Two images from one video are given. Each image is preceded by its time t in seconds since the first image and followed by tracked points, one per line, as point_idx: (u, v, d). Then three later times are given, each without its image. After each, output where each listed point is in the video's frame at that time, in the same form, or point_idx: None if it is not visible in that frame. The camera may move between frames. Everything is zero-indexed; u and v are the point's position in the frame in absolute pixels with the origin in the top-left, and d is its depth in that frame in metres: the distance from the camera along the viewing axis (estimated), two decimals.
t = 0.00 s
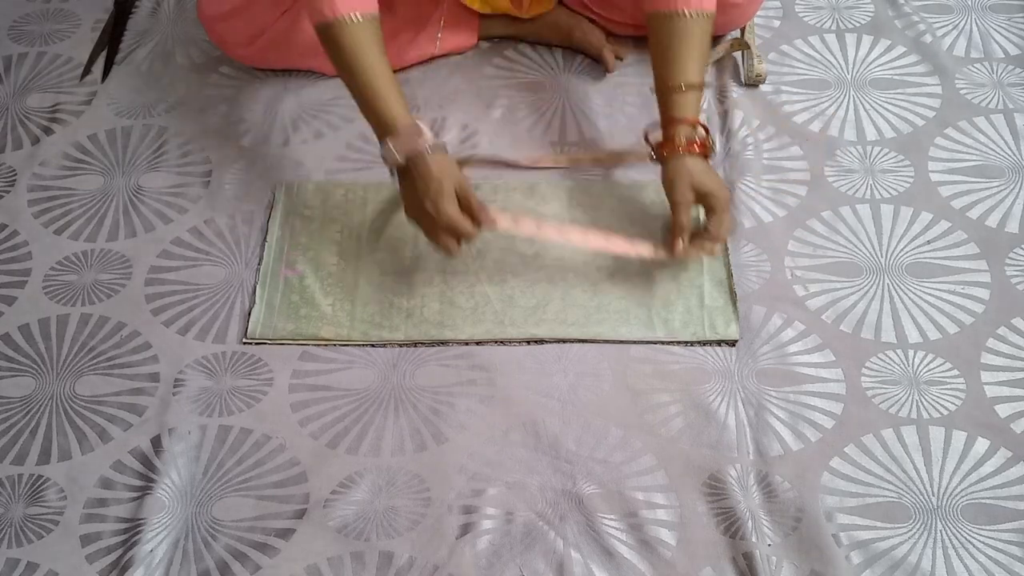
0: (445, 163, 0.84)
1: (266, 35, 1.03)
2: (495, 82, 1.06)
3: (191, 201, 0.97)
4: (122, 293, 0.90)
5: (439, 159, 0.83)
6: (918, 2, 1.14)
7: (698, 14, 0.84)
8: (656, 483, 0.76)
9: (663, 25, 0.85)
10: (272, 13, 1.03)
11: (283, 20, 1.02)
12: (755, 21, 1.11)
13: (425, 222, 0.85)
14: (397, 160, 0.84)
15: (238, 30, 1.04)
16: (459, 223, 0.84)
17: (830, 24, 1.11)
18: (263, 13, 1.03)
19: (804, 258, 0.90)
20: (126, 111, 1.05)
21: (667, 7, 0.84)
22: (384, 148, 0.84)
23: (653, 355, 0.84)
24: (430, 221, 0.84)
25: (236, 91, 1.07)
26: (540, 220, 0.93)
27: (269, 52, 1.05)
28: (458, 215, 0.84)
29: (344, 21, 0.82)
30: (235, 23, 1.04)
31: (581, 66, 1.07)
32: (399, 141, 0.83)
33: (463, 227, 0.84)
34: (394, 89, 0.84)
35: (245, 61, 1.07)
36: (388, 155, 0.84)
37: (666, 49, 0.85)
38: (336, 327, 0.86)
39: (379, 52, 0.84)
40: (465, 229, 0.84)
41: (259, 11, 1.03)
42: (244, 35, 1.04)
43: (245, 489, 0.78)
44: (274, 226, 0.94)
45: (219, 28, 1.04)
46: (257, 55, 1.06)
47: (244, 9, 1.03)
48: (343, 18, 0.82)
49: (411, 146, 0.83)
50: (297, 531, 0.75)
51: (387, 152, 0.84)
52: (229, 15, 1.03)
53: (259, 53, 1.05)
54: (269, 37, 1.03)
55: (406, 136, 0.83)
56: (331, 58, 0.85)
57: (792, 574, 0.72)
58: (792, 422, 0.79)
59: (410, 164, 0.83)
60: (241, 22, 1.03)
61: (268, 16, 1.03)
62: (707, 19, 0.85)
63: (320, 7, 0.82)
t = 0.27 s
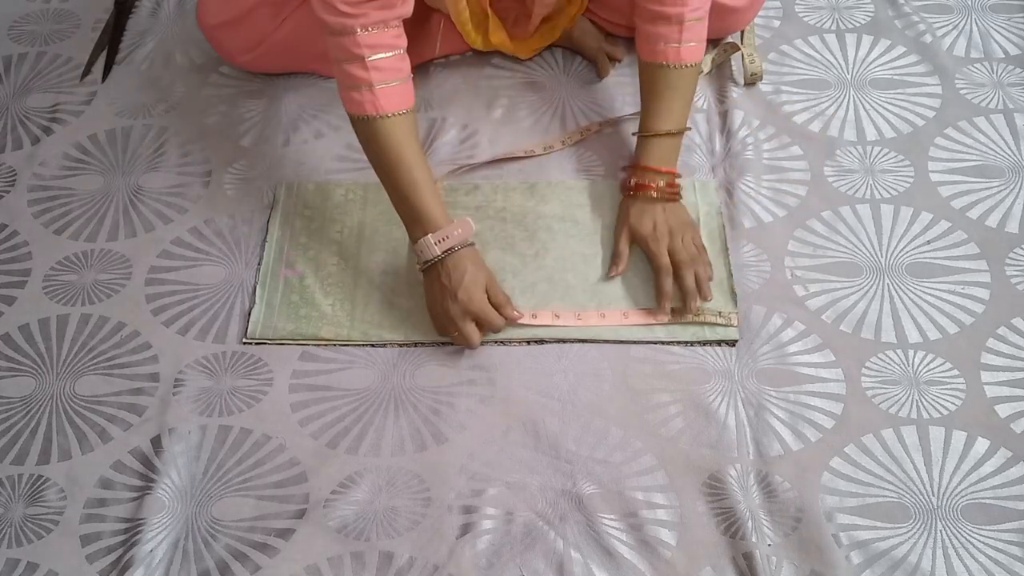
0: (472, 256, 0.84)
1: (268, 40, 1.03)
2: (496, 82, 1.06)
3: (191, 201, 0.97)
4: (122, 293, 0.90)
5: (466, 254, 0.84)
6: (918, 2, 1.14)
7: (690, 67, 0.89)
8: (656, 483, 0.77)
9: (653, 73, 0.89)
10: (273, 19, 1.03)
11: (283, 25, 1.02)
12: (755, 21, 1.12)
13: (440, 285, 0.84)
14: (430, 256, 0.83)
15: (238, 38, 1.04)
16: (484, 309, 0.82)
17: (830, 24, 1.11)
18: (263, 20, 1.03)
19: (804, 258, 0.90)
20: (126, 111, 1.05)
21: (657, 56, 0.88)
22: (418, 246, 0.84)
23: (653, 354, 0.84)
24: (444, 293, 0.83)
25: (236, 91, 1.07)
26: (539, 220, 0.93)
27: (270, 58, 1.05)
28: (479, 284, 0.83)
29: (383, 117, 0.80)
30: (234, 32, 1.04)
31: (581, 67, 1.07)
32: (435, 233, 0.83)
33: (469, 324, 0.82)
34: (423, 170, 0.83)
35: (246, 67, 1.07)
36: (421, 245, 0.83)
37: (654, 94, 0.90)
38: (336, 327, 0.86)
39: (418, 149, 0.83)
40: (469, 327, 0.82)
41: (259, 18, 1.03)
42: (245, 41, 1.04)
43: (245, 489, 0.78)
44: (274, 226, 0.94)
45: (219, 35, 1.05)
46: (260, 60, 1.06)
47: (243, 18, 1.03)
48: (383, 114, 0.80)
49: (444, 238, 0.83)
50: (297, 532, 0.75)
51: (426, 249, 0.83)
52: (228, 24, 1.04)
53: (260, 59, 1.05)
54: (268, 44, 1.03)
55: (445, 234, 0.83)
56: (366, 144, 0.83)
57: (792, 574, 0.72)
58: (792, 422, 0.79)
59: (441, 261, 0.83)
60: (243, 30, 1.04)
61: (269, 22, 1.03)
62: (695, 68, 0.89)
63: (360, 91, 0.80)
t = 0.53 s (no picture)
0: (468, 266, 0.83)
1: (268, 40, 1.03)
2: (496, 82, 1.06)
3: (191, 201, 0.97)
4: (122, 294, 0.90)
5: (462, 264, 0.83)
6: (918, 2, 1.14)
7: (689, 79, 0.86)
8: (656, 483, 0.76)
9: (651, 88, 0.87)
10: (273, 18, 1.03)
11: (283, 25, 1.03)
12: (755, 21, 1.12)
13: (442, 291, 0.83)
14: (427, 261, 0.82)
15: (237, 38, 1.04)
16: (479, 316, 0.82)
17: (830, 24, 1.11)
18: (263, 20, 1.03)
19: (804, 258, 0.90)
20: (126, 111, 1.05)
21: (654, 71, 0.85)
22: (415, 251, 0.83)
23: (653, 354, 0.84)
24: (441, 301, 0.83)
25: (236, 91, 1.07)
26: (539, 220, 0.93)
27: (270, 57, 1.05)
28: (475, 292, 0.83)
29: (384, 124, 0.79)
30: (234, 31, 1.04)
31: (581, 66, 1.07)
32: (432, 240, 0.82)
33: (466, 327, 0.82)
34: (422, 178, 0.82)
35: (246, 66, 1.07)
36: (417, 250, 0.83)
37: (655, 110, 0.88)
38: (336, 327, 0.86)
39: (417, 156, 0.82)
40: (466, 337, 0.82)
41: (260, 17, 1.03)
42: (245, 41, 1.04)
43: (245, 489, 0.78)
44: (274, 226, 0.94)
45: (219, 35, 1.05)
46: (260, 59, 1.06)
47: (243, 18, 1.03)
48: (383, 121, 0.79)
49: (443, 246, 0.82)
50: (297, 532, 0.75)
51: (422, 255, 0.82)
52: (227, 24, 1.04)
53: (260, 58, 1.05)
54: (268, 43, 1.03)
55: (441, 242, 0.82)
56: (365, 148, 0.81)
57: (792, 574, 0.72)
58: (792, 422, 0.79)
59: (436, 267, 0.83)
60: (243, 29, 1.04)
61: (269, 22, 1.03)
62: (694, 81, 0.86)
63: (360, 97, 0.78)
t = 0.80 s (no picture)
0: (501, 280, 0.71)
1: (268, 39, 1.03)
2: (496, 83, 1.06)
3: (191, 201, 0.97)
4: (122, 294, 0.90)
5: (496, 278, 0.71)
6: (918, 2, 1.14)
7: (688, 80, 0.85)
8: (656, 483, 0.77)
9: (650, 89, 0.86)
10: (273, 18, 1.03)
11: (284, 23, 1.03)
12: (755, 21, 1.12)
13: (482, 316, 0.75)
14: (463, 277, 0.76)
15: (238, 37, 1.04)
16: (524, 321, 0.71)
17: (830, 24, 1.11)
18: (263, 19, 1.03)
19: (804, 258, 0.90)
20: (126, 111, 1.05)
21: (653, 71, 0.85)
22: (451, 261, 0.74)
23: (653, 354, 0.84)
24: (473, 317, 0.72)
25: (236, 91, 1.07)
26: (539, 220, 0.93)
27: (270, 57, 1.05)
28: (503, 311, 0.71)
29: (411, 131, 0.72)
30: (234, 30, 1.04)
31: (581, 67, 1.07)
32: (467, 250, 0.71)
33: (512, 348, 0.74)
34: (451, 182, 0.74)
35: (246, 66, 1.07)
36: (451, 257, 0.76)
37: (654, 111, 0.88)
38: (336, 327, 0.86)
39: (444, 160, 0.74)
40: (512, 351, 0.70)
41: (260, 17, 1.03)
42: (245, 40, 1.04)
43: (245, 489, 0.78)
44: (274, 226, 0.94)
45: (218, 34, 1.05)
46: (259, 59, 1.05)
47: (243, 17, 1.03)
48: (408, 128, 0.72)
49: (473, 256, 0.71)
50: (297, 532, 0.75)
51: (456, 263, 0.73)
52: (227, 23, 1.04)
53: (260, 58, 1.05)
54: (269, 42, 1.03)
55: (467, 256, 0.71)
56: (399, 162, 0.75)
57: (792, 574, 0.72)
58: (792, 422, 0.79)
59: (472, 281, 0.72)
60: (243, 29, 1.04)
61: (270, 21, 1.03)
62: (693, 81, 0.86)
63: (385, 107, 0.72)
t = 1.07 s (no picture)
0: (609, 282, 0.78)
1: (268, 39, 1.03)
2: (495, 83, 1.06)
3: (191, 201, 0.97)
4: (122, 294, 0.90)
5: (603, 281, 0.77)
6: (918, 2, 1.14)
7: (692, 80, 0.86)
8: (656, 483, 0.77)
9: (651, 88, 0.87)
10: (274, 18, 1.03)
11: (285, 23, 1.03)
12: (755, 21, 1.12)
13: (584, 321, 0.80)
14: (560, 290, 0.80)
15: (238, 37, 1.04)
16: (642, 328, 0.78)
17: (830, 24, 1.11)
18: (264, 19, 1.03)
19: (804, 258, 0.90)
20: (126, 111, 1.05)
21: (655, 71, 0.85)
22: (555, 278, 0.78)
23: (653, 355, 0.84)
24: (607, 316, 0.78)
25: (236, 91, 1.07)
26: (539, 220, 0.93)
27: (270, 57, 1.05)
28: (631, 304, 0.79)
29: (494, 157, 0.74)
30: (235, 30, 1.04)
31: (581, 66, 1.07)
32: (571, 262, 0.77)
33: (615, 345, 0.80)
34: (545, 205, 0.77)
35: (246, 66, 1.07)
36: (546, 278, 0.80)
37: (654, 111, 0.88)
38: (336, 327, 0.86)
39: (529, 182, 0.76)
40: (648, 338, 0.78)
41: (261, 17, 1.03)
42: (245, 40, 1.04)
43: (245, 489, 0.78)
44: (274, 226, 0.93)
45: (219, 34, 1.04)
46: (259, 59, 1.05)
47: (244, 17, 1.03)
48: (493, 154, 0.74)
49: (584, 266, 0.76)
50: (297, 532, 0.75)
51: (566, 280, 0.77)
52: (228, 22, 1.03)
53: (260, 58, 1.05)
54: (269, 41, 1.03)
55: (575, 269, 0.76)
56: (478, 187, 0.77)
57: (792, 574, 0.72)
58: (792, 422, 0.79)
59: (584, 289, 0.78)
60: (244, 29, 1.04)
61: (270, 21, 1.03)
62: (695, 82, 0.86)
63: (466, 136, 0.74)
